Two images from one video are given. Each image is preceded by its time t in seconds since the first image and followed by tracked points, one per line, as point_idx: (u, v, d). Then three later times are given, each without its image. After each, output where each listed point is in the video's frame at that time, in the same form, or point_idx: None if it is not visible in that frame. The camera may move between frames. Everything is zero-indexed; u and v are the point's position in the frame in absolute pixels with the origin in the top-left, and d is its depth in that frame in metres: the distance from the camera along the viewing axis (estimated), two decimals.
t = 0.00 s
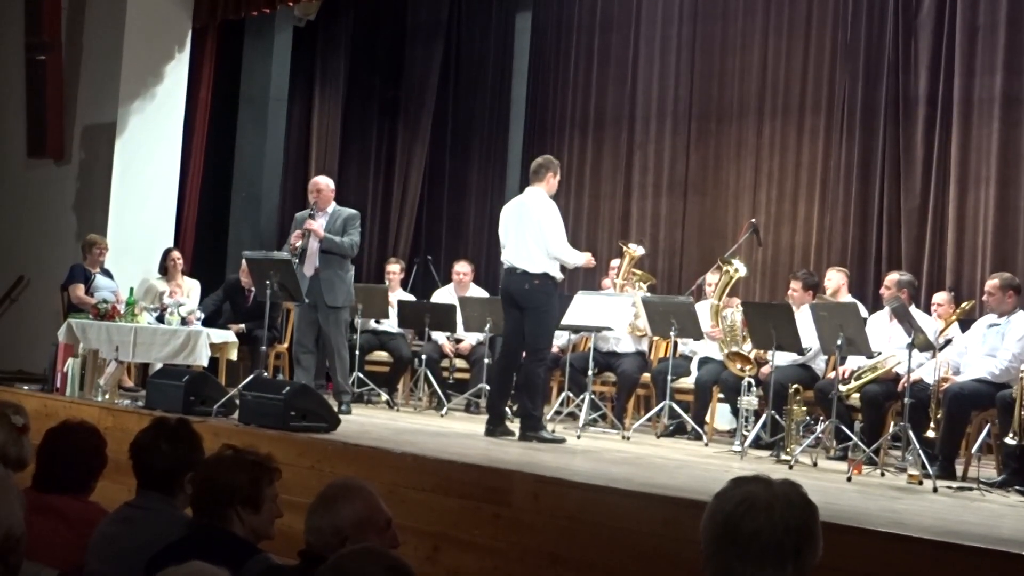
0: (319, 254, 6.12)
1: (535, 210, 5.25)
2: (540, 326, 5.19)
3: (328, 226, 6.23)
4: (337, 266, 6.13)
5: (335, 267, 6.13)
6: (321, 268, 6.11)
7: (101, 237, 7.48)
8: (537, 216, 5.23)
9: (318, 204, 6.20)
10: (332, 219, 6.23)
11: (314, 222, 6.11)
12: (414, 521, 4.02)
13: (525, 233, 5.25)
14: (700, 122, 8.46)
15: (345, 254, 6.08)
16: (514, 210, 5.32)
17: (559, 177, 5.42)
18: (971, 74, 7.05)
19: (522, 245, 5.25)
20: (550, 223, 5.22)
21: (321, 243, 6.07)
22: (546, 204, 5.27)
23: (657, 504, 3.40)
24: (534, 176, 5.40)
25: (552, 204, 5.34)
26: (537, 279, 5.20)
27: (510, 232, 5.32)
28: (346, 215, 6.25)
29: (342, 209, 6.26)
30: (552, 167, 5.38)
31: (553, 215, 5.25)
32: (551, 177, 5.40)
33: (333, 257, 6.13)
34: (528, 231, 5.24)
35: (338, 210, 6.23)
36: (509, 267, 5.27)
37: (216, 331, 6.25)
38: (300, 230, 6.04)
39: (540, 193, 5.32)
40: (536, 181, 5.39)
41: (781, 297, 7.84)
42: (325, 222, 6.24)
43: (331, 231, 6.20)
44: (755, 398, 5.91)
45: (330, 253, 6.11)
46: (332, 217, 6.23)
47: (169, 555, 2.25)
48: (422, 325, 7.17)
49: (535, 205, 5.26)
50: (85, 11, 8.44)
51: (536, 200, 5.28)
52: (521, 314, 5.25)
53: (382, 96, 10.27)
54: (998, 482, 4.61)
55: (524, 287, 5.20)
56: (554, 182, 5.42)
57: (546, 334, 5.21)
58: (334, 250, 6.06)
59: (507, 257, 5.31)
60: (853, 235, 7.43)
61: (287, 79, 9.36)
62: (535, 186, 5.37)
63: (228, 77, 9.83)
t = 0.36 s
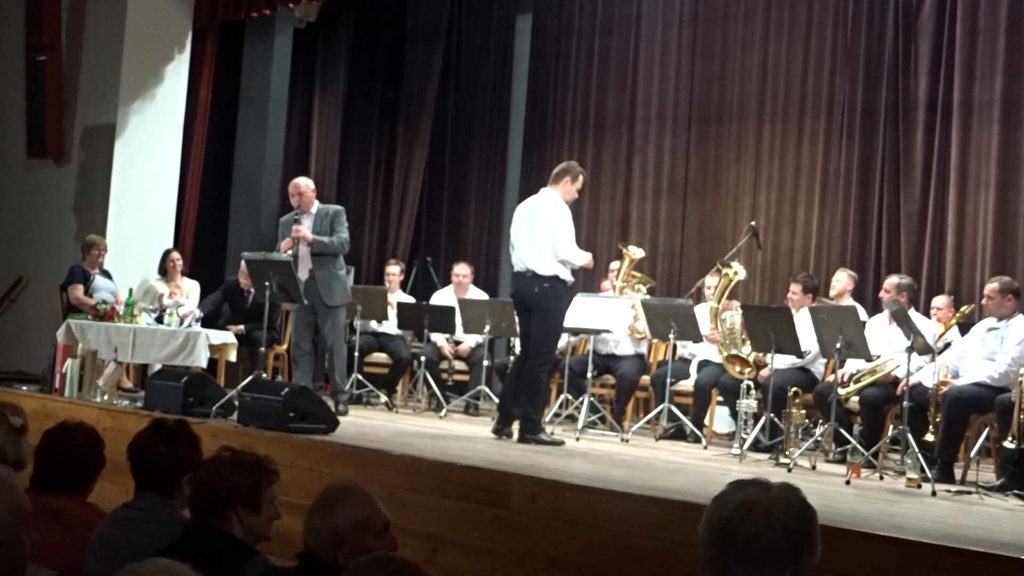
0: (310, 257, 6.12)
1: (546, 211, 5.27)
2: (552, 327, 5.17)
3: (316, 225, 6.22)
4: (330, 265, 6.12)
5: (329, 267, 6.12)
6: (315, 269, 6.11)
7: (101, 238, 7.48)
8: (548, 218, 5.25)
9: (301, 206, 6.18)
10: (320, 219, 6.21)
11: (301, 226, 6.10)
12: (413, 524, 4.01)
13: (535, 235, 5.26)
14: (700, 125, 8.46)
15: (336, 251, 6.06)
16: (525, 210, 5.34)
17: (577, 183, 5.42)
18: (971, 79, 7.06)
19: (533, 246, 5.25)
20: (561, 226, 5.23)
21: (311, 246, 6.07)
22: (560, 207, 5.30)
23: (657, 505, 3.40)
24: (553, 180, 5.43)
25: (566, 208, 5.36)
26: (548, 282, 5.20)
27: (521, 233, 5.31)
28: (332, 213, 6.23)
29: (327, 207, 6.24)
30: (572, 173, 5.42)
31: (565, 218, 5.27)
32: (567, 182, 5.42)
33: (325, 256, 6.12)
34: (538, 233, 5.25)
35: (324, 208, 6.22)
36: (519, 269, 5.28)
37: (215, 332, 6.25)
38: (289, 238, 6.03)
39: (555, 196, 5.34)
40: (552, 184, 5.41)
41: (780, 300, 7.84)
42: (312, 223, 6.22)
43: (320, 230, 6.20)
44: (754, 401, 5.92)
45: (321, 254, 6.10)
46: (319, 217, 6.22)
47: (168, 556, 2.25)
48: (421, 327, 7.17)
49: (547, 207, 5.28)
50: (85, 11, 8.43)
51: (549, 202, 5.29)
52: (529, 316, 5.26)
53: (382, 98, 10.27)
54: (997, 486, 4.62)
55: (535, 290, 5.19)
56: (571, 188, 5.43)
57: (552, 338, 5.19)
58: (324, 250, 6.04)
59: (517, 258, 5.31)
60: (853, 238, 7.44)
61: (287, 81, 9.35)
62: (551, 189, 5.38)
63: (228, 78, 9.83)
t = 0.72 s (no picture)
0: (304, 260, 6.13)
1: (546, 214, 5.28)
2: (551, 333, 5.19)
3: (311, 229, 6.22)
4: (323, 270, 6.14)
5: (323, 271, 6.14)
6: (308, 272, 6.12)
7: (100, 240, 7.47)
8: (548, 221, 5.25)
9: (299, 208, 6.18)
10: (316, 222, 6.22)
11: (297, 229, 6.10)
12: (412, 526, 4.00)
13: (535, 239, 5.26)
14: (699, 129, 8.47)
15: (330, 257, 6.06)
16: (530, 214, 5.36)
17: (585, 186, 5.41)
18: (970, 82, 7.06)
19: (532, 249, 5.25)
20: (560, 229, 5.23)
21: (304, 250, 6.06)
22: (563, 211, 5.30)
23: (655, 509, 3.40)
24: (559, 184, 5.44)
25: (571, 213, 5.35)
26: (545, 285, 5.20)
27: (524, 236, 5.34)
28: (329, 217, 6.23)
29: (324, 210, 6.25)
30: (578, 176, 5.42)
31: (567, 224, 5.27)
32: (575, 185, 5.42)
33: (319, 261, 6.13)
34: (536, 237, 5.26)
35: (320, 212, 6.22)
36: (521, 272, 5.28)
37: (214, 334, 6.24)
38: (284, 240, 6.00)
39: (560, 198, 5.35)
40: (559, 186, 5.42)
41: (779, 304, 7.84)
42: (309, 226, 6.22)
43: (315, 234, 6.19)
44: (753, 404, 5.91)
45: (315, 259, 6.11)
46: (315, 220, 6.21)
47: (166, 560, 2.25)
48: (420, 330, 7.16)
49: (549, 210, 5.28)
50: (85, 13, 8.43)
51: (552, 205, 5.30)
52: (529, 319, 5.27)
53: (382, 101, 10.27)
54: (996, 490, 4.61)
55: (532, 292, 5.19)
56: (578, 191, 5.43)
57: (552, 342, 5.20)
58: (318, 256, 6.04)
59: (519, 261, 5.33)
60: (853, 243, 7.44)
61: (287, 83, 9.35)
62: (557, 191, 5.40)
63: (228, 80, 9.84)
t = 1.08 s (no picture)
0: (304, 260, 6.14)
1: (550, 216, 5.29)
2: (563, 334, 5.18)
3: (311, 229, 6.21)
4: (324, 269, 6.12)
5: (323, 272, 6.13)
6: (308, 272, 6.11)
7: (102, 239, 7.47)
8: (551, 223, 5.26)
9: (299, 208, 6.18)
10: (316, 221, 6.21)
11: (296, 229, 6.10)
12: (412, 527, 4.00)
13: (539, 241, 5.27)
14: (702, 130, 8.46)
15: (330, 256, 6.05)
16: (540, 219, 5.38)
17: (594, 186, 5.37)
18: (973, 85, 7.05)
19: (536, 251, 5.27)
20: (560, 230, 5.22)
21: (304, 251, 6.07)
22: (567, 213, 5.30)
23: (656, 510, 3.40)
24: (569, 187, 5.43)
25: (577, 214, 5.33)
26: (547, 285, 5.20)
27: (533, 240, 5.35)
28: (328, 216, 6.23)
29: (324, 209, 6.24)
30: (586, 177, 5.38)
31: (569, 224, 5.25)
32: (585, 186, 5.40)
33: (320, 261, 6.13)
34: (539, 239, 5.27)
35: (320, 211, 6.22)
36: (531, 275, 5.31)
37: (217, 335, 6.22)
38: (283, 241, 5.99)
39: (567, 200, 5.35)
40: (569, 188, 5.43)
41: (781, 306, 7.84)
42: (308, 225, 6.22)
43: (315, 234, 6.18)
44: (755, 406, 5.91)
45: (316, 259, 6.10)
46: (314, 219, 6.21)
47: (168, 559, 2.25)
48: (422, 330, 7.16)
49: (553, 212, 5.30)
50: (88, 13, 8.44)
51: (556, 207, 5.32)
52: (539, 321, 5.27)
53: (385, 101, 10.28)
54: (997, 493, 4.61)
55: (534, 292, 5.23)
56: (589, 192, 5.39)
57: (565, 343, 5.18)
58: (319, 254, 6.03)
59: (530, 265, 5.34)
60: (855, 245, 7.43)
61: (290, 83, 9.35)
62: (566, 193, 5.40)
63: (230, 80, 9.84)
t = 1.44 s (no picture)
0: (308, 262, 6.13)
1: (572, 218, 5.30)
2: (582, 334, 5.18)
3: (318, 232, 6.21)
4: (327, 272, 6.13)
5: (327, 275, 6.14)
6: (313, 275, 6.12)
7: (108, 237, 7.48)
8: (573, 225, 5.27)
9: (306, 208, 6.19)
10: (322, 222, 6.22)
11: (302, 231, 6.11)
12: (417, 526, 4.00)
13: (559, 243, 5.26)
14: (707, 131, 8.46)
15: (335, 260, 6.05)
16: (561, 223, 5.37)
17: (615, 189, 5.40)
18: (981, 85, 7.03)
19: (555, 253, 5.27)
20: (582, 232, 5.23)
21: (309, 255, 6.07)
22: (589, 215, 5.30)
23: (661, 510, 3.39)
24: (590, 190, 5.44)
25: (598, 217, 5.34)
26: (568, 287, 5.20)
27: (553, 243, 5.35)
28: (335, 217, 6.23)
29: (331, 210, 6.25)
30: (606, 180, 5.40)
31: (590, 226, 5.26)
32: (605, 189, 5.41)
33: (323, 265, 6.13)
34: (560, 242, 5.27)
35: (327, 212, 6.23)
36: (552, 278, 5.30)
37: (223, 334, 6.22)
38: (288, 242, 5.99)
39: (588, 203, 5.36)
40: (589, 191, 5.44)
41: (787, 307, 7.83)
42: (314, 227, 6.23)
43: (320, 237, 6.19)
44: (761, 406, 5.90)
45: (320, 263, 6.11)
46: (320, 221, 6.21)
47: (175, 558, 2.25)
48: (428, 330, 7.16)
49: (574, 214, 5.31)
50: (95, 11, 8.46)
51: (578, 210, 5.33)
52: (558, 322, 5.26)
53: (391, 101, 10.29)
54: (1003, 495, 4.60)
55: (557, 294, 5.22)
56: (608, 195, 5.41)
57: (586, 342, 5.19)
58: (322, 259, 6.03)
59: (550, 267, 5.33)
60: (862, 246, 7.42)
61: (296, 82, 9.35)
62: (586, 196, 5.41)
63: (236, 80, 9.85)
